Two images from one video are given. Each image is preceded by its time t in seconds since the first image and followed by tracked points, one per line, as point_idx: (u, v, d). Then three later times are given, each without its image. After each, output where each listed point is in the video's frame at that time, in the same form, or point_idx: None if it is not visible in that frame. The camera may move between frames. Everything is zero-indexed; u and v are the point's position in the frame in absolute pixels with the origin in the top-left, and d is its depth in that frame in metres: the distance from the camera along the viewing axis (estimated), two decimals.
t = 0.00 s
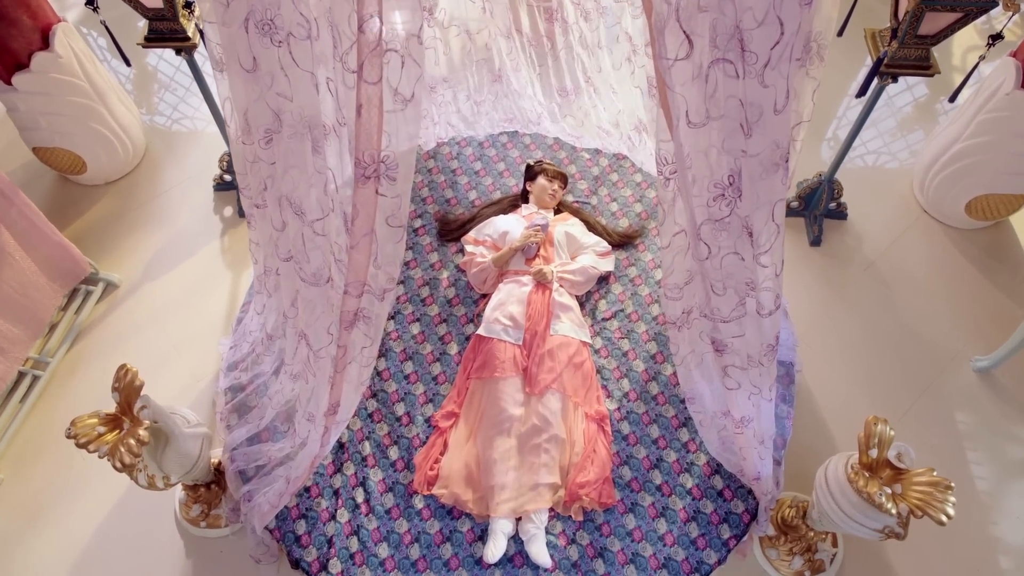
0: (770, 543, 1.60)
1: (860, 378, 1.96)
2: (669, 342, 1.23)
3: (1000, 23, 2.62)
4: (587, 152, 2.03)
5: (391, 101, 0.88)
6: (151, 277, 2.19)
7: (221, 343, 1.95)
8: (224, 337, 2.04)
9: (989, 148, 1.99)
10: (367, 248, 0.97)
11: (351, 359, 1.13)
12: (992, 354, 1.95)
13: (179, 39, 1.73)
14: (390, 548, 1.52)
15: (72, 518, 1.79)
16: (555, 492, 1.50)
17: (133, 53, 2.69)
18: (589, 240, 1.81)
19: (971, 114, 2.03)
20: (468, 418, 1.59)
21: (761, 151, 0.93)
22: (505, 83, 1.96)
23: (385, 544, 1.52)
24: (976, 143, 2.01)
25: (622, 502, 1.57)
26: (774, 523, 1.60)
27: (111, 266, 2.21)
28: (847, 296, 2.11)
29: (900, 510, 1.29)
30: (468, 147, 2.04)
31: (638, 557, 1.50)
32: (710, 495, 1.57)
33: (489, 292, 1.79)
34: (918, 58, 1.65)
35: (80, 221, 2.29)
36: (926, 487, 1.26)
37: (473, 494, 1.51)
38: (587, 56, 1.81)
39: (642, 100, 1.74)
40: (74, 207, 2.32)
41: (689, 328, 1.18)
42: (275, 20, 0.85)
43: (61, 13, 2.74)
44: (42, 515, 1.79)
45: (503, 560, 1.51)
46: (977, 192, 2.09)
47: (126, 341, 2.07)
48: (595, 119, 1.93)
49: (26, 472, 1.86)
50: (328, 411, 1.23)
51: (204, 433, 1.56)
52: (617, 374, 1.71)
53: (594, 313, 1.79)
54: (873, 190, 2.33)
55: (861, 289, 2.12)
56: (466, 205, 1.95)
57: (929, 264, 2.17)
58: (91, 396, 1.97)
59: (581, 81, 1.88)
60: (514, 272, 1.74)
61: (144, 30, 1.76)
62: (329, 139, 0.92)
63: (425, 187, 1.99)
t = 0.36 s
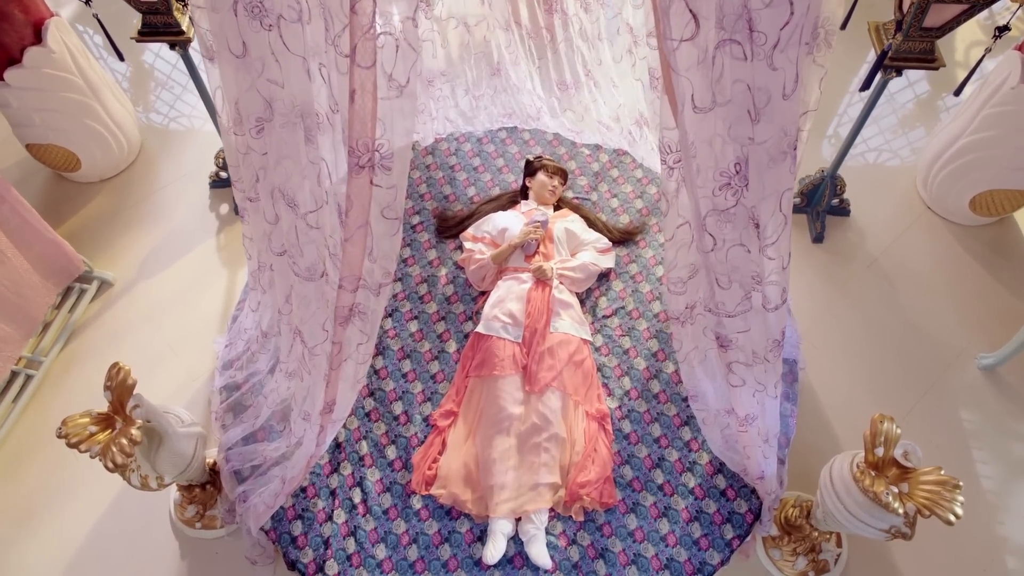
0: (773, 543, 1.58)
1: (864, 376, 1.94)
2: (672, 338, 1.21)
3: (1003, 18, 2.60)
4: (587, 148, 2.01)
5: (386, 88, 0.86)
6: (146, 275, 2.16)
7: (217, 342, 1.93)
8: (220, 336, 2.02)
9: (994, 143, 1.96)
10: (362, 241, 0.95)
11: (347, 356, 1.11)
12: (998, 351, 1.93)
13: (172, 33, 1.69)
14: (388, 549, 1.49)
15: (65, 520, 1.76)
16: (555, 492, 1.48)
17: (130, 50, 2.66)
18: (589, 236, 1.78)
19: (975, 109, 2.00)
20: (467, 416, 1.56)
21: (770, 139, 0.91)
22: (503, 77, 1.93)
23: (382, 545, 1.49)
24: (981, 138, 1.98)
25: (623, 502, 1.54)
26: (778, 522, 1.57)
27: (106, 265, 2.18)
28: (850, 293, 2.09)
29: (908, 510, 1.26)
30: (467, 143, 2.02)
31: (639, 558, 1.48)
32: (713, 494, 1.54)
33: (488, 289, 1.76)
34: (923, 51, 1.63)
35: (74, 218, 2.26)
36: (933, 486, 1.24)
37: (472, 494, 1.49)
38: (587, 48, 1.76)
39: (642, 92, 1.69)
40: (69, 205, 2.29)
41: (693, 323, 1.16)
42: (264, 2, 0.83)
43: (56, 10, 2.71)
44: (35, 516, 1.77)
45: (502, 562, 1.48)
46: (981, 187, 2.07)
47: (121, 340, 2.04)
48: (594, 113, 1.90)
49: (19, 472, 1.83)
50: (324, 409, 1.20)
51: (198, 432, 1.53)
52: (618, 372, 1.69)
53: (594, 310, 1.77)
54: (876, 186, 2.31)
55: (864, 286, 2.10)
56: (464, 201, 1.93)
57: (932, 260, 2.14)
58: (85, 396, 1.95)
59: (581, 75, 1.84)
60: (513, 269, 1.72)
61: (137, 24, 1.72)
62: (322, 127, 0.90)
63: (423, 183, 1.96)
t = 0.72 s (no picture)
0: (777, 543, 1.56)
1: (868, 374, 1.91)
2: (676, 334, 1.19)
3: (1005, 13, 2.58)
4: (587, 143, 1.98)
5: (380, 74, 0.84)
6: (141, 273, 2.14)
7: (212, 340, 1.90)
8: (215, 333, 1.99)
9: (999, 137, 1.94)
10: (356, 234, 0.93)
11: (342, 353, 1.09)
12: (1003, 349, 1.90)
13: (167, 26, 1.67)
14: (385, 550, 1.47)
15: (59, 521, 1.73)
16: (555, 492, 1.46)
17: (127, 49, 2.64)
18: (589, 233, 1.76)
19: (980, 103, 1.98)
20: (466, 415, 1.54)
21: (777, 125, 0.88)
22: (502, 72, 1.91)
23: (380, 546, 1.47)
24: (985, 133, 1.96)
25: (625, 502, 1.52)
26: (781, 522, 1.56)
27: (100, 262, 2.16)
28: (853, 290, 2.07)
29: (915, 510, 1.24)
30: (466, 139, 1.98)
31: (641, 558, 1.46)
32: (716, 494, 1.52)
33: (487, 286, 1.74)
34: (928, 44, 1.60)
35: (68, 216, 2.24)
36: (941, 485, 1.22)
37: (471, 494, 1.46)
38: (587, 40, 1.77)
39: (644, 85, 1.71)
40: (63, 203, 2.26)
41: (697, 319, 1.14)
42: None
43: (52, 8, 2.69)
44: (27, 517, 1.74)
45: (501, 563, 1.46)
46: (986, 183, 2.04)
47: (115, 338, 2.02)
48: (595, 108, 1.91)
49: (11, 473, 1.80)
50: (319, 407, 1.18)
51: (193, 432, 1.51)
52: (619, 370, 1.66)
53: (595, 307, 1.75)
54: (879, 182, 2.29)
55: (868, 283, 2.08)
56: (463, 197, 1.90)
57: (936, 256, 2.12)
58: (79, 395, 1.92)
59: (581, 68, 1.84)
60: (512, 266, 1.69)
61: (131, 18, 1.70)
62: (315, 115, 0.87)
63: (421, 179, 1.94)
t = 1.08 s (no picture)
0: (781, 543, 1.54)
1: (872, 372, 1.89)
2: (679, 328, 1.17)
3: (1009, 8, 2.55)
4: (588, 139, 1.97)
5: (376, 58, 0.82)
6: (136, 271, 2.11)
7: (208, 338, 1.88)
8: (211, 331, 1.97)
9: (1005, 132, 1.91)
10: (352, 225, 0.91)
11: (338, 349, 1.06)
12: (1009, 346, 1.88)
13: (161, 19, 1.64)
14: (383, 550, 1.44)
15: (52, 522, 1.71)
16: (557, 491, 1.43)
17: (123, 45, 2.61)
18: (590, 229, 1.74)
19: (986, 98, 1.95)
20: (465, 413, 1.51)
21: (786, 110, 0.85)
22: (502, 64, 1.88)
23: (378, 547, 1.44)
24: (990, 128, 1.94)
25: (626, 501, 1.49)
26: (785, 522, 1.53)
27: (95, 260, 2.13)
28: (857, 286, 2.04)
29: (923, 509, 1.21)
30: (464, 134, 1.98)
31: (644, 559, 1.43)
32: (719, 493, 1.49)
33: (486, 283, 1.72)
34: (934, 36, 1.58)
35: (63, 213, 2.21)
36: (950, 484, 1.19)
37: (471, 493, 1.44)
38: (588, 33, 1.74)
39: (645, 77, 1.64)
40: (57, 199, 2.24)
41: (701, 313, 1.11)
42: None
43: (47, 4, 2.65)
44: (19, 518, 1.71)
45: (501, 563, 1.43)
46: (991, 178, 2.02)
47: (110, 336, 1.99)
48: (595, 102, 1.87)
49: (4, 473, 1.78)
50: (315, 405, 1.15)
51: (187, 430, 1.48)
52: (621, 367, 1.64)
53: (596, 304, 1.72)
54: (882, 178, 2.26)
55: (871, 280, 2.05)
56: (462, 193, 1.88)
57: (940, 253, 2.10)
58: (73, 394, 1.90)
59: (582, 61, 1.80)
60: (512, 262, 1.67)
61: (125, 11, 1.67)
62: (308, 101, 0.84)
63: (420, 175, 1.91)
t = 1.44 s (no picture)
0: (784, 543, 1.52)
1: (876, 369, 1.86)
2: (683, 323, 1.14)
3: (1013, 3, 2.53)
4: (589, 134, 1.93)
5: (371, 42, 0.79)
6: (132, 268, 2.09)
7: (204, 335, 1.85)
8: (206, 328, 1.94)
9: (1010, 127, 1.89)
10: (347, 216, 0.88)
11: (334, 344, 1.04)
12: (1015, 343, 1.85)
13: (155, 12, 1.61)
14: (381, 551, 1.42)
15: (45, 522, 1.68)
16: (557, 491, 1.41)
17: (121, 43, 2.58)
18: (590, 224, 1.71)
19: (991, 92, 1.93)
20: (464, 411, 1.49)
21: (797, 95, 0.82)
22: (501, 57, 1.87)
23: (375, 547, 1.42)
24: (995, 123, 1.92)
25: (628, 501, 1.47)
26: (789, 522, 1.51)
27: (90, 257, 2.11)
28: (860, 283, 2.02)
29: (931, 508, 1.19)
30: (464, 130, 1.94)
31: (646, 559, 1.41)
32: (723, 492, 1.47)
33: (486, 279, 1.69)
34: (940, 29, 1.56)
35: (58, 209, 2.19)
36: (959, 483, 1.17)
37: (470, 493, 1.41)
38: (589, 24, 1.76)
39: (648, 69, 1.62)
40: (52, 196, 2.21)
41: (707, 307, 1.08)
42: None
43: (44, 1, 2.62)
44: (12, 518, 1.69)
45: (501, 564, 1.41)
46: (996, 174, 2.00)
47: (105, 334, 1.97)
48: (596, 96, 1.86)
49: None
50: (311, 402, 1.13)
51: (182, 429, 1.46)
52: (622, 365, 1.62)
53: (597, 301, 1.70)
54: (886, 174, 2.24)
55: (874, 276, 2.03)
56: (461, 189, 1.86)
57: (945, 249, 2.07)
58: (67, 392, 1.87)
59: (582, 52, 1.81)
60: (512, 257, 1.65)
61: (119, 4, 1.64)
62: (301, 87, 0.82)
63: (419, 170, 1.89)
